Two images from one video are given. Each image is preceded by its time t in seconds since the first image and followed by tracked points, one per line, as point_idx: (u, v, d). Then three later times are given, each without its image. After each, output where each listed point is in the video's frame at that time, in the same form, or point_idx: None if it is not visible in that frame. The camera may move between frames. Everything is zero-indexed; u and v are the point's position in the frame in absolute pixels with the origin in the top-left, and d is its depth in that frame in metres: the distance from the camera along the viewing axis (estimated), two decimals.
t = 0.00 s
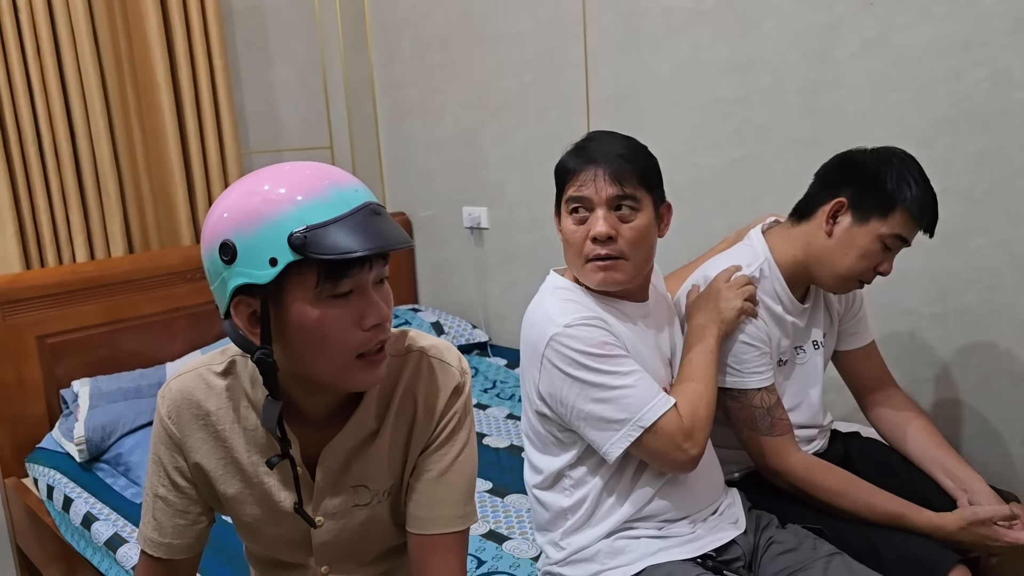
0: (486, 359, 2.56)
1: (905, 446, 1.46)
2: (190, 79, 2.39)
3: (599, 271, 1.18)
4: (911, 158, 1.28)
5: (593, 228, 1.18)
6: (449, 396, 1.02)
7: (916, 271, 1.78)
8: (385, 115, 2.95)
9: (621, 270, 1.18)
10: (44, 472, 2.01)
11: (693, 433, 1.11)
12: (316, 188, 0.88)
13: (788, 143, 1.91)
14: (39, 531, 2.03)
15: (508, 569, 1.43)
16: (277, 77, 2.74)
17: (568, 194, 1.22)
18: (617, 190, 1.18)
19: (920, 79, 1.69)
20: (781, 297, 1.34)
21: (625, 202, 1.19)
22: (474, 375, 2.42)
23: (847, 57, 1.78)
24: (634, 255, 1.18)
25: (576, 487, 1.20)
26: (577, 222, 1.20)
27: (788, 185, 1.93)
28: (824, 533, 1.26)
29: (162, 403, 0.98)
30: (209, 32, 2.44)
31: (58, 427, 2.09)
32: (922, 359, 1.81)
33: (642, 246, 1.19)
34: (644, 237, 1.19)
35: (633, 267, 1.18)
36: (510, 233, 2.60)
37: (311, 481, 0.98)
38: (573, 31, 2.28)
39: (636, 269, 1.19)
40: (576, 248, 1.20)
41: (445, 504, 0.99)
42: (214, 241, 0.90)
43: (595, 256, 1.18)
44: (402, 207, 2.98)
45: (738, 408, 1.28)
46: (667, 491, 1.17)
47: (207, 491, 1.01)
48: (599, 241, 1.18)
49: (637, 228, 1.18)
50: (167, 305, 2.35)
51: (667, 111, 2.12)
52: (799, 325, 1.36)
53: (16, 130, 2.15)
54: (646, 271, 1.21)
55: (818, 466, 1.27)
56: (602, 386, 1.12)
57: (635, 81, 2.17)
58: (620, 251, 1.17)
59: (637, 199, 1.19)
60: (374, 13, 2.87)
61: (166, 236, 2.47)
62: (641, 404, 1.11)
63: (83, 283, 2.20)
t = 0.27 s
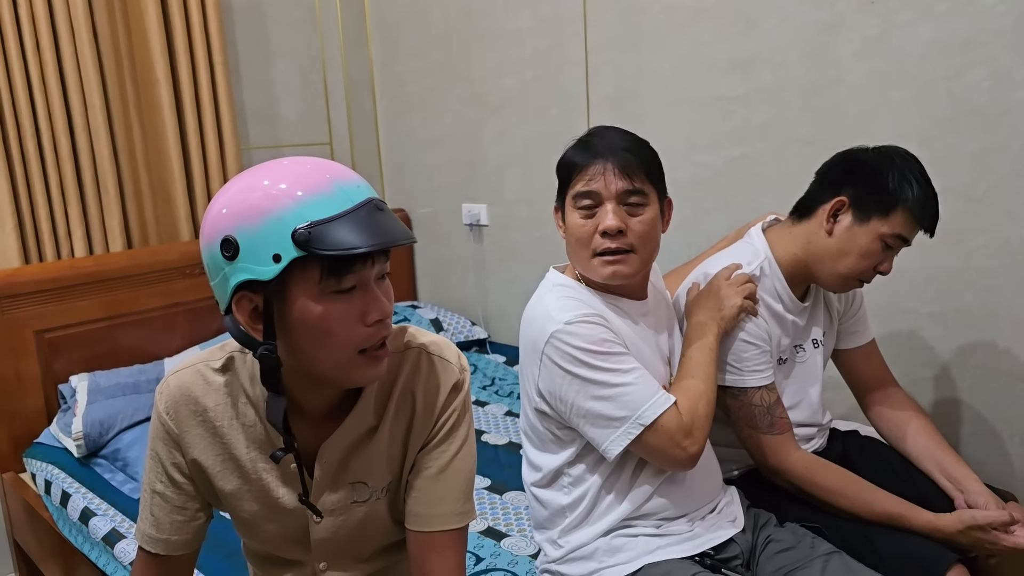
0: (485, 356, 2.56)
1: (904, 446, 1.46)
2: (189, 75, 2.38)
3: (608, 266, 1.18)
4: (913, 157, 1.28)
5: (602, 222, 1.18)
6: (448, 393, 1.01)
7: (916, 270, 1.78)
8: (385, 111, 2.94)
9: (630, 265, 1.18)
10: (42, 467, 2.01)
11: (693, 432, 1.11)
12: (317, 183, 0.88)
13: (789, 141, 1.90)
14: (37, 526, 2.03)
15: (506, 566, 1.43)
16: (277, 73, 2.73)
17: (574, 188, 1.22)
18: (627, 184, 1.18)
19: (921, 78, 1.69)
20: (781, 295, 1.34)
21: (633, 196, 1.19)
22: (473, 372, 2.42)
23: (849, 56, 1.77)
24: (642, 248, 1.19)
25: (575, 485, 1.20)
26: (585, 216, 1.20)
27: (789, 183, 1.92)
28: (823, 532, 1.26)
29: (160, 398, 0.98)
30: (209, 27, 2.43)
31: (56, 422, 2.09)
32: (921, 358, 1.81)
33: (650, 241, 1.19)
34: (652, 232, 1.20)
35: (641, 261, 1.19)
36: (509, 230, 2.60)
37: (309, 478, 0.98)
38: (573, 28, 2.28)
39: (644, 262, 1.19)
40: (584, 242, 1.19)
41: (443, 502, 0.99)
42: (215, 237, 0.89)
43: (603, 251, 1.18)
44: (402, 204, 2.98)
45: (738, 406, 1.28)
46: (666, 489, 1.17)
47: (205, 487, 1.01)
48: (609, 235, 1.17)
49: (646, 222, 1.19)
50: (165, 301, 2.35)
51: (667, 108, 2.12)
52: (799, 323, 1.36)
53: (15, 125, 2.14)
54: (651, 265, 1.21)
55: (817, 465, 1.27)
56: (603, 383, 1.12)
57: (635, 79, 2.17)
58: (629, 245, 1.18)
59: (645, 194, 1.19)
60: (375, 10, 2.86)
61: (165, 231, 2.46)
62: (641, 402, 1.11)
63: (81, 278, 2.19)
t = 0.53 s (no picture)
0: (483, 353, 2.56)
1: (903, 443, 1.45)
2: (188, 68, 2.38)
3: (619, 261, 1.17)
4: (911, 154, 1.28)
5: (615, 218, 1.17)
6: (445, 389, 1.01)
7: (915, 268, 1.78)
8: (384, 106, 2.94)
9: (641, 260, 1.18)
10: (39, 461, 2.00)
11: (696, 430, 1.11)
12: (316, 175, 0.88)
13: (788, 138, 1.90)
14: (34, 520, 2.03)
15: (503, 562, 1.43)
16: (276, 67, 2.72)
17: (583, 184, 1.21)
18: (639, 179, 1.18)
19: (922, 75, 1.68)
20: (778, 291, 1.33)
21: (645, 192, 1.19)
22: (471, 369, 2.41)
23: (849, 53, 1.77)
24: (652, 244, 1.19)
25: (574, 481, 1.19)
26: (596, 212, 1.19)
27: (788, 180, 1.92)
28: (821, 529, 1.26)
29: (158, 392, 0.97)
30: (208, 21, 2.42)
31: (53, 416, 2.09)
32: (919, 356, 1.81)
33: (660, 236, 1.20)
34: (661, 228, 1.20)
35: (651, 256, 1.19)
36: (508, 226, 2.60)
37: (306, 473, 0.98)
38: (574, 24, 2.27)
39: (653, 258, 1.19)
40: (595, 238, 1.18)
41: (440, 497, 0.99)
42: (214, 231, 0.89)
43: (615, 246, 1.18)
44: (401, 200, 2.97)
45: (736, 404, 1.28)
46: (665, 486, 1.16)
47: (202, 482, 1.00)
48: (621, 231, 1.17)
49: (656, 218, 1.20)
50: (163, 296, 2.34)
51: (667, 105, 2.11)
52: (797, 321, 1.36)
53: (13, 117, 2.13)
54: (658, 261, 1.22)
55: (816, 462, 1.27)
56: (606, 380, 1.12)
57: (635, 75, 2.16)
58: (641, 241, 1.17)
59: (655, 189, 1.20)
60: (374, 5, 2.86)
61: (163, 225, 2.46)
62: (644, 400, 1.11)
63: (78, 272, 2.19)
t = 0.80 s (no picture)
0: (481, 350, 2.56)
1: (901, 441, 1.45)
2: (186, 64, 2.37)
3: (622, 261, 1.17)
4: (910, 151, 1.27)
5: (619, 218, 1.17)
6: (450, 394, 1.00)
7: (913, 266, 1.78)
8: (383, 103, 2.93)
9: (643, 260, 1.18)
10: (36, 456, 2.00)
11: (694, 429, 1.11)
12: (309, 174, 0.87)
13: (788, 136, 1.90)
14: (31, 516, 2.02)
15: (500, 559, 1.43)
16: (274, 63, 2.72)
17: (587, 182, 1.20)
18: (644, 179, 1.18)
19: (922, 73, 1.68)
20: (777, 290, 1.33)
21: (649, 192, 1.19)
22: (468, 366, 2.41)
23: (849, 50, 1.77)
24: (655, 245, 1.19)
25: (572, 478, 1.19)
26: (600, 211, 1.19)
27: (787, 178, 1.92)
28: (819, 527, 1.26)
29: (154, 389, 0.98)
30: (206, 17, 2.41)
31: (51, 412, 2.08)
32: (918, 354, 1.81)
33: (662, 236, 1.20)
34: (664, 229, 1.20)
35: (653, 257, 1.19)
36: (507, 223, 2.59)
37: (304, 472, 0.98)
38: (573, 21, 2.27)
39: (654, 258, 1.19)
40: (598, 237, 1.18)
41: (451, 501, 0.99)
42: (206, 230, 0.89)
43: (617, 246, 1.17)
44: (399, 196, 2.97)
45: (734, 401, 1.28)
46: (663, 483, 1.16)
47: (197, 479, 1.00)
48: (624, 231, 1.17)
49: (659, 218, 1.19)
50: (161, 292, 2.34)
51: (666, 102, 2.11)
52: (795, 319, 1.36)
53: (11, 112, 2.12)
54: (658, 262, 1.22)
55: (813, 460, 1.27)
56: (605, 377, 1.12)
57: (634, 72, 2.16)
58: (644, 241, 1.17)
59: (659, 190, 1.20)
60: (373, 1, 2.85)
61: (161, 221, 2.45)
62: (642, 396, 1.11)
63: (75, 267, 2.18)
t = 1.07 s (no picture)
0: (481, 347, 2.56)
1: (900, 440, 1.46)
2: (187, 60, 2.37)
3: (623, 261, 1.18)
4: (911, 150, 1.28)
5: (620, 217, 1.17)
6: (457, 395, 1.00)
7: (912, 265, 1.79)
8: (383, 100, 2.93)
9: (644, 260, 1.18)
10: (36, 452, 2.00)
11: (694, 428, 1.11)
12: (314, 173, 0.88)
13: (788, 135, 1.90)
14: (30, 512, 2.03)
15: (500, 556, 1.43)
16: (274, 60, 2.72)
17: (590, 181, 1.20)
18: (646, 179, 1.18)
19: (922, 73, 1.68)
20: (777, 288, 1.34)
21: (651, 191, 1.19)
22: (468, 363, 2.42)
23: (849, 49, 1.77)
24: (656, 245, 1.19)
25: (572, 475, 1.20)
26: (602, 210, 1.19)
27: (787, 177, 1.92)
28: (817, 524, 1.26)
29: (157, 383, 0.97)
30: (206, 13, 2.41)
31: (51, 408, 2.09)
32: (917, 353, 1.81)
33: (664, 236, 1.20)
34: (665, 228, 1.21)
35: (654, 256, 1.19)
36: (507, 221, 2.60)
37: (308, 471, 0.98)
38: (573, 18, 2.27)
39: (655, 258, 1.20)
40: (600, 236, 1.18)
41: (462, 501, 1.02)
42: (211, 230, 0.89)
43: (619, 246, 1.18)
44: (399, 194, 2.97)
45: (733, 399, 1.28)
46: (663, 480, 1.17)
47: (200, 473, 1.00)
48: (626, 231, 1.17)
49: (660, 218, 1.20)
50: (161, 288, 2.34)
51: (666, 100, 2.11)
52: (794, 317, 1.36)
53: (11, 108, 2.12)
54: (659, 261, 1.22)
55: (811, 458, 1.27)
56: (605, 374, 1.12)
57: (634, 71, 2.16)
58: (645, 241, 1.18)
59: (661, 189, 1.20)
60: None
61: (161, 218, 2.45)
62: (642, 395, 1.11)
63: (75, 264, 2.18)
